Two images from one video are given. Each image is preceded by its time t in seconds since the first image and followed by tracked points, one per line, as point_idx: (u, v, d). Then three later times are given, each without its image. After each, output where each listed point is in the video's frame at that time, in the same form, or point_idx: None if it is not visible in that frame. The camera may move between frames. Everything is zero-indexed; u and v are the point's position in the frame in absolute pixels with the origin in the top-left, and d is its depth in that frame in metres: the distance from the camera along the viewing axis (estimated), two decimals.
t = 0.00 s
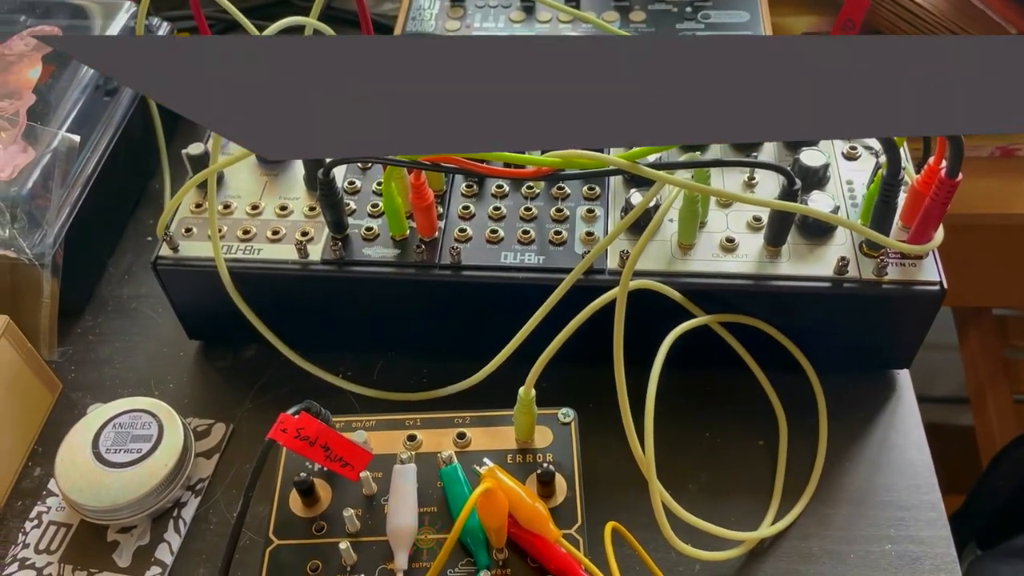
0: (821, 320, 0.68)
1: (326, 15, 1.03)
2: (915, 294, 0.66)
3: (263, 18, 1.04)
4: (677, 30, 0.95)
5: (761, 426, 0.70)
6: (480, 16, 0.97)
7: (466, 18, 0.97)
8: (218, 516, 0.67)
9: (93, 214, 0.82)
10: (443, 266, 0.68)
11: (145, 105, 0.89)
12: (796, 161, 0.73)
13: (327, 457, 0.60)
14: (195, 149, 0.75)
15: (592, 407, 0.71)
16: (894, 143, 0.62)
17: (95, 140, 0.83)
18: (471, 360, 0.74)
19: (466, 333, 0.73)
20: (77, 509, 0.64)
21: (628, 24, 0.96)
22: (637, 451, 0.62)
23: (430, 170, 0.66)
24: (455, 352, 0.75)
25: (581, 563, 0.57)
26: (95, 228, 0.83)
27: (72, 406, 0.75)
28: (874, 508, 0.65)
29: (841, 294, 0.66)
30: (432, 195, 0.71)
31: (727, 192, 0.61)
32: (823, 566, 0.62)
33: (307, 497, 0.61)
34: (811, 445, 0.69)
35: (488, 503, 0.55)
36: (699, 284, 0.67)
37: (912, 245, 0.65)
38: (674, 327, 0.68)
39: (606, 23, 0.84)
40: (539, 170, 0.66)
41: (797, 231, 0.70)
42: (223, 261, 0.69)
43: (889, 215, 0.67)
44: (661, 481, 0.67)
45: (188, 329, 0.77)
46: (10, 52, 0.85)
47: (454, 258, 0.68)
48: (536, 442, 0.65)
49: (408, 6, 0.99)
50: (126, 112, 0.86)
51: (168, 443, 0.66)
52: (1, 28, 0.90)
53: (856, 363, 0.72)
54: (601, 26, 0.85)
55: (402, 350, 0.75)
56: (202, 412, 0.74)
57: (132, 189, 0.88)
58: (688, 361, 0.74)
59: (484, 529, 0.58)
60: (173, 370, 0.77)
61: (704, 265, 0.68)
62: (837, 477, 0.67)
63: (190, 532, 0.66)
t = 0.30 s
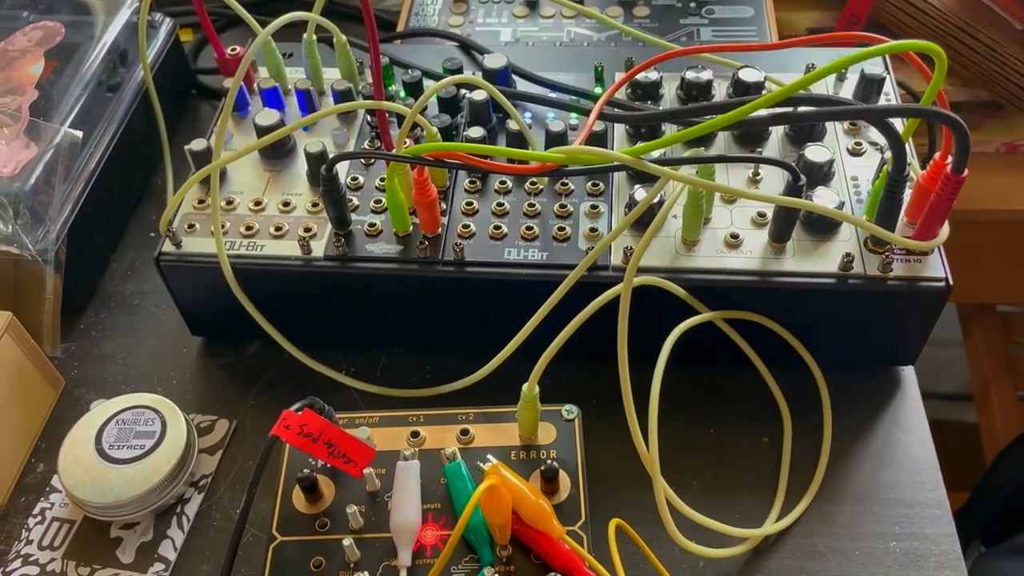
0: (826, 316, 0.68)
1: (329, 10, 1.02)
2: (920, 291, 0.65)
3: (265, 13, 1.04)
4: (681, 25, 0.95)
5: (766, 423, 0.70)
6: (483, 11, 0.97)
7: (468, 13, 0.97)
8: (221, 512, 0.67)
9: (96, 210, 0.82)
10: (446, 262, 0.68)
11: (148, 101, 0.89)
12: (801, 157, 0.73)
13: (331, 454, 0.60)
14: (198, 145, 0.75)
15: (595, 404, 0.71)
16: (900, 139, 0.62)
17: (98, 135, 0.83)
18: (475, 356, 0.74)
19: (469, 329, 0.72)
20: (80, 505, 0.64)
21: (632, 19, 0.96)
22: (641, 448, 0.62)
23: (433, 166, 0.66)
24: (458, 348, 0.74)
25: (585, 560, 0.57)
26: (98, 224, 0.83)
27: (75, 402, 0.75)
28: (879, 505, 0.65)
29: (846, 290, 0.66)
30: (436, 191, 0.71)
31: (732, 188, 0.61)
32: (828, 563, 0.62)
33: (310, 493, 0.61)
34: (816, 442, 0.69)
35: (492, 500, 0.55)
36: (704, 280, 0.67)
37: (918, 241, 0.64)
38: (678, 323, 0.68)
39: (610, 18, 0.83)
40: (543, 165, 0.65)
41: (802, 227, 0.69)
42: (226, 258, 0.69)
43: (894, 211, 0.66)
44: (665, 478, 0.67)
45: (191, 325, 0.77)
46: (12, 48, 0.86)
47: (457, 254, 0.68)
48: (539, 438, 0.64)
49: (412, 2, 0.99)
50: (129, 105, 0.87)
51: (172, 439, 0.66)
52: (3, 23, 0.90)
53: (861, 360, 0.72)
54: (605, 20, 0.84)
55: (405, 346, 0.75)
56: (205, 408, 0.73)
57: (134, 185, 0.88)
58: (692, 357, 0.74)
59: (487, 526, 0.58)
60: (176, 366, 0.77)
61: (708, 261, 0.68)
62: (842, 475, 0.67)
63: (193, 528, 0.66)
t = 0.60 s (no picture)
0: (828, 315, 0.68)
1: (330, 8, 1.02)
2: (922, 289, 0.65)
3: (266, 11, 1.04)
4: (682, 23, 0.95)
5: (767, 422, 0.70)
6: (484, 9, 0.97)
7: (470, 11, 0.97)
8: (222, 511, 0.67)
9: (97, 208, 0.82)
10: (447, 261, 0.68)
11: (149, 100, 0.89)
12: (803, 155, 0.73)
13: (331, 453, 0.60)
14: (199, 143, 0.75)
15: (597, 403, 0.71)
16: (903, 137, 0.61)
17: (99, 133, 0.83)
18: (476, 354, 0.74)
19: (470, 327, 0.72)
20: (81, 504, 0.64)
21: (633, 17, 0.96)
22: (642, 447, 0.62)
23: (434, 165, 0.66)
24: (459, 347, 0.74)
25: (585, 558, 0.56)
26: (100, 222, 0.82)
27: (76, 400, 0.75)
28: (880, 504, 0.64)
29: (848, 289, 0.66)
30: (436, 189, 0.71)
31: (734, 187, 0.61)
32: (829, 562, 0.62)
33: (311, 492, 0.61)
34: (817, 441, 0.68)
35: (492, 499, 0.55)
36: (705, 279, 0.67)
37: (920, 239, 0.64)
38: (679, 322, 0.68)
39: (611, 16, 0.83)
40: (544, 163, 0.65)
41: (804, 225, 0.69)
42: (227, 256, 0.69)
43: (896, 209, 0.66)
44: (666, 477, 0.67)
45: (191, 323, 0.77)
46: (14, 46, 0.86)
47: (458, 252, 0.68)
48: (540, 437, 0.64)
49: None
50: (129, 102, 0.87)
51: (173, 438, 0.66)
52: (4, 21, 0.90)
53: (863, 359, 0.72)
54: (606, 18, 0.84)
55: (405, 344, 0.75)
56: (206, 406, 0.73)
57: (136, 183, 0.88)
58: (694, 355, 0.74)
59: (488, 524, 0.58)
60: (176, 365, 0.76)
61: (710, 260, 0.68)
62: (844, 474, 0.66)
63: (194, 527, 0.66)
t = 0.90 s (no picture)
0: (832, 313, 0.68)
1: (333, 6, 1.02)
2: (928, 288, 0.65)
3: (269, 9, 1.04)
4: (686, 19, 0.95)
5: (771, 422, 0.70)
6: (487, 7, 0.97)
7: (472, 8, 0.97)
8: (224, 509, 0.67)
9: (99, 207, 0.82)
10: (449, 259, 0.68)
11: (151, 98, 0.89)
12: (807, 153, 0.72)
13: (334, 451, 0.59)
14: (200, 141, 0.74)
15: (599, 403, 0.71)
16: (908, 134, 0.61)
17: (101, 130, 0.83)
18: (479, 353, 0.74)
19: (473, 326, 0.72)
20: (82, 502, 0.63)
21: (636, 14, 0.96)
22: (645, 446, 0.62)
23: (436, 163, 0.66)
24: (462, 346, 0.74)
25: (589, 558, 0.56)
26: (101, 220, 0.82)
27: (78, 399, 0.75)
28: (884, 504, 0.64)
29: (853, 288, 0.65)
30: (439, 188, 0.71)
31: (738, 184, 0.60)
32: (833, 562, 0.62)
33: (313, 492, 0.61)
34: (821, 440, 0.68)
35: (495, 498, 0.55)
36: (708, 277, 0.67)
37: (925, 238, 0.64)
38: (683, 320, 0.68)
39: (614, 13, 0.83)
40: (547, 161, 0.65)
41: (808, 224, 0.69)
42: (229, 254, 0.68)
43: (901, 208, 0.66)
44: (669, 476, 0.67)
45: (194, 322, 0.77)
46: (15, 44, 0.85)
47: (460, 251, 0.68)
48: (543, 436, 0.64)
49: None
50: (130, 103, 0.86)
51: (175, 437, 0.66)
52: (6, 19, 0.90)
53: (868, 358, 0.71)
54: (610, 15, 0.83)
55: (408, 343, 0.75)
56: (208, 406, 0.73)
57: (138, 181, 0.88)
58: (697, 354, 0.73)
59: (491, 524, 0.57)
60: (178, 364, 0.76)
61: (714, 258, 0.67)
62: (848, 473, 0.66)
63: (196, 526, 0.66)
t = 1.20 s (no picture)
0: (830, 312, 0.68)
1: (332, 4, 1.02)
2: (927, 286, 0.65)
3: (268, 7, 1.04)
4: (685, 18, 0.94)
5: (770, 420, 0.70)
6: (486, 5, 0.96)
7: (472, 7, 0.96)
8: (223, 506, 0.67)
9: (98, 205, 0.82)
10: (448, 257, 0.68)
11: (150, 95, 0.89)
12: (806, 151, 0.72)
13: (333, 450, 0.60)
14: (199, 139, 0.74)
15: (598, 401, 0.71)
16: (907, 132, 0.61)
17: (101, 128, 0.83)
18: (478, 352, 0.74)
19: (472, 325, 0.72)
20: (82, 500, 0.64)
21: (635, 12, 0.95)
22: (644, 444, 0.62)
23: (436, 160, 0.66)
24: (461, 344, 0.74)
25: (587, 557, 0.56)
26: (101, 218, 0.82)
27: (77, 397, 0.75)
28: (883, 502, 0.64)
29: (852, 286, 0.65)
30: (438, 186, 0.71)
31: (737, 183, 0.60)
32: (832, 560, 0.62)
33: (311, 490, 0.61)
34: (820, 438, 0.68)
35: (493, 497, 0.55)
36: (707, 275, 0.67)
37: (924, 236, 0.64)
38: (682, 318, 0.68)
39: (613, 11, 0.83)
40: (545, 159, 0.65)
41: (807, 222, 0.69)
42: (228, 253, 0.68)
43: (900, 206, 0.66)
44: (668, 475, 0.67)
45: (193, 320, 0.77)
46: (15, 42, 0.87)
47: (459, 249, 0.68)
48: (542, 434, 0.64)
49: None
50: (130, 101, 0.86)
51: (174, 436, 0.66)
52: (5, 17, 0.90)
53: (866, 356, 0.71)
54: (609, 13, 0.83)
55: (407, 341, 0.75)
56: (207, 404, 0.73)
57: (138, 179, 0.88)
58: (696, 352, 0.73)
59: (489, 522, 0.57)
60: (177, 362, 0.76)
61: (713, 256, 0.67)
62: (846, 472, 0.66)
63: (195, 524, 0.66)
